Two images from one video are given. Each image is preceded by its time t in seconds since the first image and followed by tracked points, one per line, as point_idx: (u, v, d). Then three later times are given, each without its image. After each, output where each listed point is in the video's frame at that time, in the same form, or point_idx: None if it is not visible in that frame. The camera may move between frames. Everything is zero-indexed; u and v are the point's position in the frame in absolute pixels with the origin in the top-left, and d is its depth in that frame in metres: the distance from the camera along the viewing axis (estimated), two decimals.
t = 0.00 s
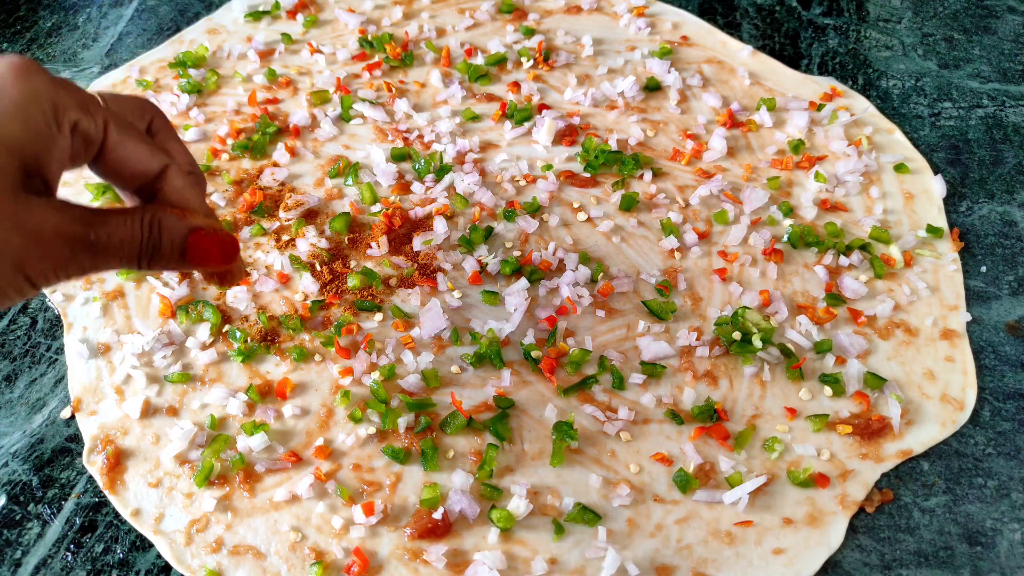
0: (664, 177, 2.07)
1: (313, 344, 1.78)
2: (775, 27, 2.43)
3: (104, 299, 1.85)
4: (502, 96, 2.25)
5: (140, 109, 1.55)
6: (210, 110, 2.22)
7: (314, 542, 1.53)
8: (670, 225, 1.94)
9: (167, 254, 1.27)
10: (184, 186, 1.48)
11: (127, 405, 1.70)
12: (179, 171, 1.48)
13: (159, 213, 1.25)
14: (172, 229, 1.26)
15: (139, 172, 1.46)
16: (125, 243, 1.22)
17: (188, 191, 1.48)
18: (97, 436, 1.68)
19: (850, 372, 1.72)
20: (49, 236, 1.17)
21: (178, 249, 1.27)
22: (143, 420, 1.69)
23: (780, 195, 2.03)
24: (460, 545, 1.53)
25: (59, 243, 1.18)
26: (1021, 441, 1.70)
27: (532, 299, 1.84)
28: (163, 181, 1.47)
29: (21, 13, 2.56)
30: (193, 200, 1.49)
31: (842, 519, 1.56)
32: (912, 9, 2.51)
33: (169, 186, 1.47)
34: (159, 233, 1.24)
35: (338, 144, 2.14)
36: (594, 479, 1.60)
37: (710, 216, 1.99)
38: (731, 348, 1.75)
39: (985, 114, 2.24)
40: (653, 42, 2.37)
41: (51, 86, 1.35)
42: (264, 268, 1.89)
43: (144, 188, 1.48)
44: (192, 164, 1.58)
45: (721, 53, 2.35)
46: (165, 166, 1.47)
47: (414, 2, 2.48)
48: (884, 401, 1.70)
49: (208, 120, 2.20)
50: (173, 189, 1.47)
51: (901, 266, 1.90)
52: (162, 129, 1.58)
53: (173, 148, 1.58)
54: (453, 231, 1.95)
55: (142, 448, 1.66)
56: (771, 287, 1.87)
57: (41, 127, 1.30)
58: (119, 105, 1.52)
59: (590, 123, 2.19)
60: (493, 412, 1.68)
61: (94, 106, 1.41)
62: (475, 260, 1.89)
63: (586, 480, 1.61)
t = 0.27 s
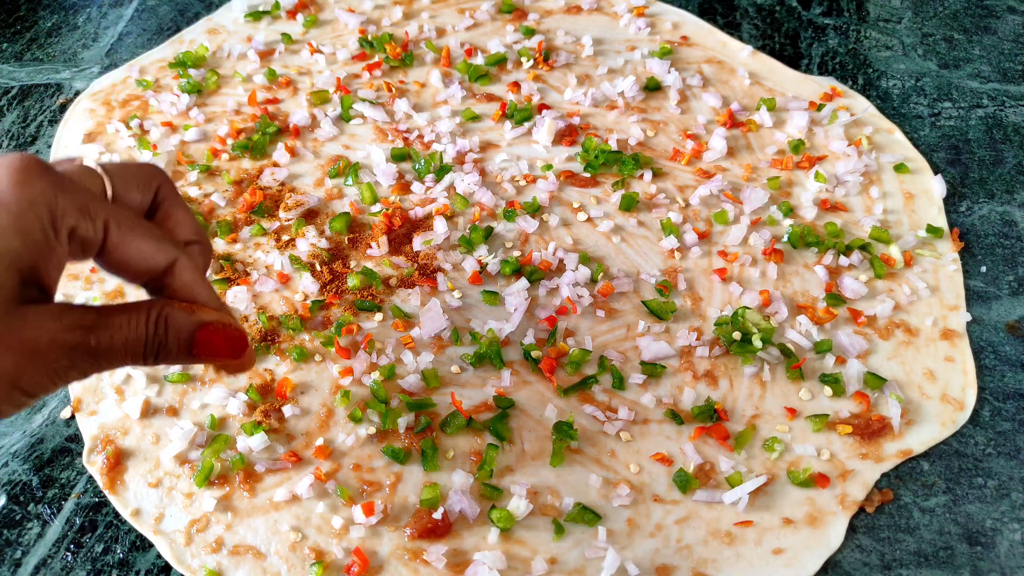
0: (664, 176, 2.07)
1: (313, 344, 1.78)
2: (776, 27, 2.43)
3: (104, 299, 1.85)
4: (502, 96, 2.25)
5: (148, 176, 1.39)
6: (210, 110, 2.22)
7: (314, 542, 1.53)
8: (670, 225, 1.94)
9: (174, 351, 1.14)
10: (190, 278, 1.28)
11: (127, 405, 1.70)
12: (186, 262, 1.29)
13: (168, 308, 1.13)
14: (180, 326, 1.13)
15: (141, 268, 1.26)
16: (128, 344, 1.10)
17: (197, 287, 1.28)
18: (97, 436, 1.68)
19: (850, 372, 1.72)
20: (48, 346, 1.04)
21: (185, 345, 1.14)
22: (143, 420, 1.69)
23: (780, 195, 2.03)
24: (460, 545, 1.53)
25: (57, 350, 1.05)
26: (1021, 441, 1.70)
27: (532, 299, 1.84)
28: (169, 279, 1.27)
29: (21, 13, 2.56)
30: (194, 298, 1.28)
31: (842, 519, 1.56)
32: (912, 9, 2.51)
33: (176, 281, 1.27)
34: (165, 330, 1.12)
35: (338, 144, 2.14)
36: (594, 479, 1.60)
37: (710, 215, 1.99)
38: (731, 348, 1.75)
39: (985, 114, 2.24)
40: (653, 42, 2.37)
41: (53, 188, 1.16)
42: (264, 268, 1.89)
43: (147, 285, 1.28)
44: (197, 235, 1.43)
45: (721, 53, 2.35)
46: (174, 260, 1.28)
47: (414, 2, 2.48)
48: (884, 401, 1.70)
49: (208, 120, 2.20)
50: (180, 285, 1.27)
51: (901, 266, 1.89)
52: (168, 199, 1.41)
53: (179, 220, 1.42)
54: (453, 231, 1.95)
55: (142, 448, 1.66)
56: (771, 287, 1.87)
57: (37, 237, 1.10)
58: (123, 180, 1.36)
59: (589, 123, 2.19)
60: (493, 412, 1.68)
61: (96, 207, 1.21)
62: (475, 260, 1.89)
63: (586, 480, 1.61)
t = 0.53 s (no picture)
0: (664, 176, 2.07)
1: (313, 344, 1.78)
2: (775, 27, 2.43)
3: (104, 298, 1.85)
4: (502, 96, 2.25)
5: (60, 155, 1.44)
6: (210, 110, 2.22)
7: (314, 542, 1.53)
8: (670, 225, 1.94)
9: (129, 304, 1.24)
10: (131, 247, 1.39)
11: (127, 405, 1.70)
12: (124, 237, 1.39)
13: (111, 270, 1.23)
14: (128, 282, 1.23)
15: (81, 249, 1.35)
16: (86, 310, 1.21)
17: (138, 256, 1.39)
18: (97, 436, 1.68)
19: (850, 373, 1.72)
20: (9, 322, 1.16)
21: (139, 297, 1.24)
22: (143, 420, 1.69)
23: (780, 195, 2.03)
24: (460, 545, 1.53)
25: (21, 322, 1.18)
26: (1021, 442, 1.70)
27: (532, 299, 1.84)
28: (110, 253, 1.38)
29: (21, 13, 2.56)
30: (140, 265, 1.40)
31: (842, 519, 1.56)
32: (912, 9, 2.51)
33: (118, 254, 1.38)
34: (117, 290, 1.23)
35: (338, 144, 2.14)
36: (594, 479, 1.60)
37: (710, 216, 1.99)
38: (730, 348, 1.74)
39: (985, 114, 2.24)
40: (654, 42, 2.37)
41: None
42: (264, 268, 1.89)
43: (88, 261, 1.39)
44: (119, 207, 1.49)
45: (721, 53, 2.35)
46: (110, 237, 1.37)
47: (414, 2, 2.48)
48: (884, 401, 1.70)
49: (208, 120, 2.20)
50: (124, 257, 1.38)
51: (901, 266, 1.89)
52: (84, 176, 1.47)
53: (99, 195, 1.48)
54: (453, 231, 1.95)
55: (142, 448, 1.66)
56: (771, 287, 1.87)
57: None
58: (37, 164, 1.40)
59: (589, 123, 2.19)
60: (493, 412, 1.68)
61: (24, 202, 1.28)
62: (475, 260, 1.89)
63: (586, 480, 1.61)
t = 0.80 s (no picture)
0: (664, 177, 2.07)
1: (313, 344, 1.78)
2: (776, 27, 2.43)
3: (104, 298, 1.85)
4: (502, 97, 2.25)
5: (100, 52, 1.43)
6: (210, 110, 2.22)
7: (314, 542, 1.53)
8: (670, 225, 1.94)
9: (169, 241, 1.26)
10: (188, 164, 1.34)
11: (127, 405, 1.70)
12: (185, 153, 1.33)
13: (158, 211, 1.23)
14: (173, 224, 1.24)
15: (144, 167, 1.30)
16: (138, 248, 1.21)
17: (196, 172, 1.35)
18: (97, 436, 1.68)
19: (850, 372, 1.72)
20: (85, 262, 1.15)
21: (177, 236, 1.26)
22: (143, 420, 1.69)
23: (780, 195, 2.03)
24: (460, 545, 1.53)
25: (94, 264, 1.16)
26: (1021, 441, 1.70)
27: (532, 299, 1.84)
28: (170, 169, 1.33)
29: (21, 13, 2.56)
30: (198, 180, 1.36)
31: (842, 519, 1.56)
32: (912, 9, 2.51)
33: (176, 168, 1.33)
34: (162, 232, 1.24)
35: (338, 144, 2.14)
36: (594, 479, 1.60)
37: (710, 216, 1.99)
38: (730, 348, 1.74)
39: (985, 114, 2.24)
40: (653, 42, 2.37)
41: (61, 112, 1.16)
42: (264, 268, 1.89)
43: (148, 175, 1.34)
44: (156, 99, 1.53)
45: (721, 53, 2.35)
46: (171, 154, 1.31)
47: (414, 2, 2.48)
48: (884, 401, 1.70)
49: (208, 119, 2.20)
50: (180, 171, 1.34)
51: (901, 266, 1.89)
52: (124, 70, 1.49)
53: (137, 88, 1.51)
54: (453, 231, 1.95)
55: (142, 448, 1.66)
56: (771, 287, 1.87)
57: (58, 156, 1.14)
58: (82, 62, 1.39)
59: (589, 123, 2.19)
60: (493, 412, 1.68)
61: (99, 120, 1.21)
62: (475, 260, 1.89)
63: (585, 480, 1.61)
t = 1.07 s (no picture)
0: (664, 177, 2.07)
1: (313, 344, 1.78)
2: (776, 27, 2.43)
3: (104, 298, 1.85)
4: (502, 97, 2.25)
5: (114, 94, 1.41)
6: (210, 110, 2.22)
7: (314, 542, 1.53)
8: (670, 225, 1.94)
9: (165, 254, 1.27)
10: (188, 164, 1.48)
11: (127, 405, 1.70)
12: (185, 153, 1.47)
13: (152, 222, 1.25)
14: (166, 236, 1.25)
15: (146, 169, 1.42)
16: (131, 264, 1.23)
17: (194, 171, 1.48)
18: (97, 436, 1.68)
19: (850, 372, 1.72)
20: (77, 284, 1.18)
21: (174, 247, 1.27)
22: (143, 420, 1.69)
23: (780, 195, 2.03)
24: (460, 545, 1.53)
25: (85, 285, 1.19)
26: (1021, 441, 1.70)
27: (532, 299, 1.84)
28: (171, 168, 1.46)
29: (21, 13, 2.56)
30: (195, 180, 1.49)
31: (842, 519, 1.56)
32: (912, 9, 2.51)
33: (176, 168, 1.47)
34: (158, 247, 1.25)
35: (338, 144, 2.14)
36: (594, 479, 1.60)
37: (710, 216, 1.99)
38: (730, 348, 1.74)
39: (985, 114, 2.24)
40: (653, 42, 2.37)
41: (64, 128, 1.25)
42: (264, 268, 1.89)
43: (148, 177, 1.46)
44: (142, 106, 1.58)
45: (721, 53, 2.35)
46: (171, 153, 1.44)
47: (414, 2, 2.48)
48: (884, 401, 1.70)
49: (208, 120, 2.20)
50: (181, 170, 1.47)
51: (901, 266, 1.89)
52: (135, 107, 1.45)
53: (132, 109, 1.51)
54: (453, 231, 1.95)
55: (142, 448, 1.66)
56: (771, 287, 1.87)
57: (56, 174, 1.20)
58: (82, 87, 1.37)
59: (589, 123, 2.19)
60: (493, 412, 1.68)
61: (101, 134, 1.31)
62: (475, 260, 1.89)
63: (585, 480, 1.61)
